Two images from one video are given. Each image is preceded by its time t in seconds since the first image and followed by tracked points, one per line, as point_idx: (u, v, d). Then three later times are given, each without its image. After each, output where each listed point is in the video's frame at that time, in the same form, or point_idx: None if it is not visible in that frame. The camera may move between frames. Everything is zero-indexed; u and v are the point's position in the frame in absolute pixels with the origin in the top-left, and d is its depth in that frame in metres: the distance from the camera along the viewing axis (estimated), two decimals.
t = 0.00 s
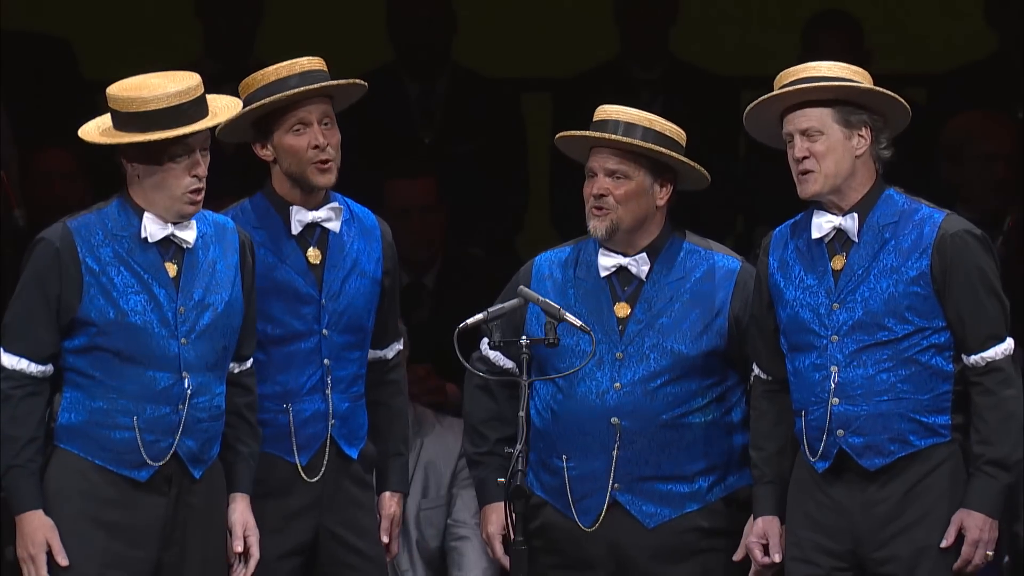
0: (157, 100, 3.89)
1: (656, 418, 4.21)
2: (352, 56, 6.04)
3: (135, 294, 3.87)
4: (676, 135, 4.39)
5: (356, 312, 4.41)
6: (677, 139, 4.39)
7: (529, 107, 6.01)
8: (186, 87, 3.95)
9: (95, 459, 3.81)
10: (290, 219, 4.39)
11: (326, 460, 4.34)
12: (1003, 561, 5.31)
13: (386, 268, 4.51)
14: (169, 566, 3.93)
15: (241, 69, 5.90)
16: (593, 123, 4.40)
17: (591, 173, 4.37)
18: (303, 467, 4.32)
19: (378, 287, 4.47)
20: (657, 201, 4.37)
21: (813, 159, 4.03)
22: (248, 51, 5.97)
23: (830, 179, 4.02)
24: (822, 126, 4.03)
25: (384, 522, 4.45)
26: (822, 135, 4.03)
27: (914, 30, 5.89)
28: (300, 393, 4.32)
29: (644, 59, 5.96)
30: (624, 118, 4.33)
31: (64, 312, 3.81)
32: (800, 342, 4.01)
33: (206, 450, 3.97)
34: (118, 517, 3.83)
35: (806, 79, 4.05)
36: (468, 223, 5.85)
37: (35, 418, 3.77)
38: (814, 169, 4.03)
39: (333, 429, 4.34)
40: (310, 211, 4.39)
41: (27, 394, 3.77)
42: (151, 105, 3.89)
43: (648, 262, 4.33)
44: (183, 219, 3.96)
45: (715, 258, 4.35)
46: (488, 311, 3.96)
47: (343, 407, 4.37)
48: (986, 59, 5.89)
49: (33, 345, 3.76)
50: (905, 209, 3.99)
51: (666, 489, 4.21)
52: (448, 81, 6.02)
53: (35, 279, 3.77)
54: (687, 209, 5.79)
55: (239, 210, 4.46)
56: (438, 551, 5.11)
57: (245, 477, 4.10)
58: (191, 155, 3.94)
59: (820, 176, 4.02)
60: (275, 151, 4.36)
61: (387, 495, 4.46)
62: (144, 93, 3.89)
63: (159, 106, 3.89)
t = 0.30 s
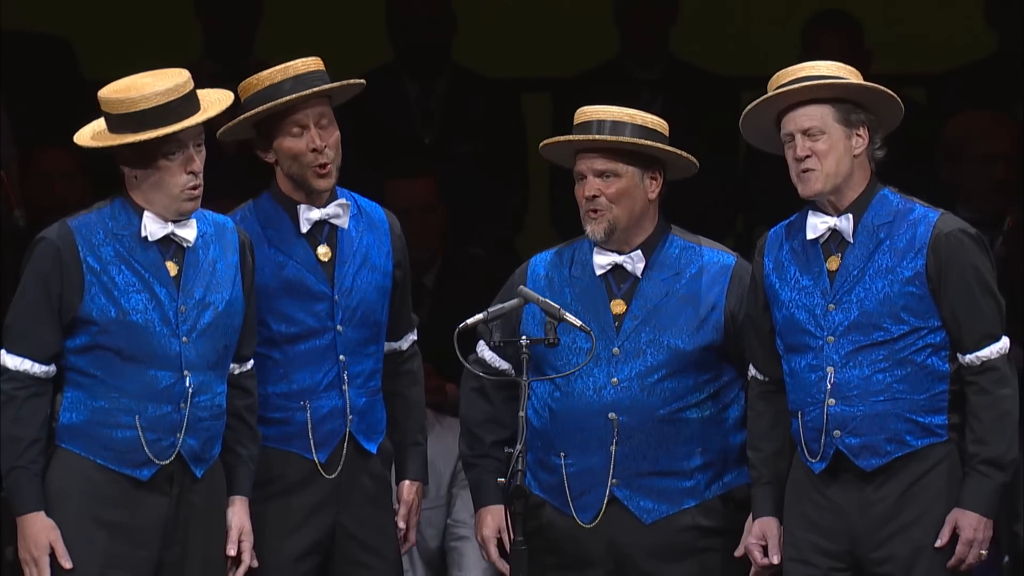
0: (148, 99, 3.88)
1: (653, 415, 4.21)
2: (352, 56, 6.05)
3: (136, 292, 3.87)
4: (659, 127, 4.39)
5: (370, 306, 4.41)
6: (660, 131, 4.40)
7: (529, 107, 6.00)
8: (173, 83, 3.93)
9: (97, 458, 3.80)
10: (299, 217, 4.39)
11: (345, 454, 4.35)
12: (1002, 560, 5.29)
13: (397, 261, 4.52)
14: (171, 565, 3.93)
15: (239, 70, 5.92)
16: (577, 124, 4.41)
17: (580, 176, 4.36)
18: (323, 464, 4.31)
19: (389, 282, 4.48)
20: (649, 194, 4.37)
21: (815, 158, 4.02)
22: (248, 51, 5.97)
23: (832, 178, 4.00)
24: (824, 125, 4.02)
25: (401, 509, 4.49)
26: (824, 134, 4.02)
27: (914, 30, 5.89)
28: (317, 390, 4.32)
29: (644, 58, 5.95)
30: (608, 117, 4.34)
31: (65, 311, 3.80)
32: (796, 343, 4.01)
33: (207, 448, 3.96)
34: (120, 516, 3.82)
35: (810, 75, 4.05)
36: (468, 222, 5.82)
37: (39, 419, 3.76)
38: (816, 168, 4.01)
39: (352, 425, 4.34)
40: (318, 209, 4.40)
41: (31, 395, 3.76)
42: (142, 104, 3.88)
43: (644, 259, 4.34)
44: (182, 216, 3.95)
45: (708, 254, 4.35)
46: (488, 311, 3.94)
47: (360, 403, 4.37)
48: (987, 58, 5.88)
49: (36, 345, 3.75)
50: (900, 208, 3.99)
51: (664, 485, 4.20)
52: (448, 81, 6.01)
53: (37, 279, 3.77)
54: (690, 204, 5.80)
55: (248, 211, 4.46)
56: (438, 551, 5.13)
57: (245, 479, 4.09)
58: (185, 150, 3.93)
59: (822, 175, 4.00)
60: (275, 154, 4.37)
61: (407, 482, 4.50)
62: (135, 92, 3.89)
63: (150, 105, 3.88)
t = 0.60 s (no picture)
0: (134, 97, 3.89)
1: (650, 413, 4.21)
2: (352, 56, 6.05)
3: (136, 292, 3.87)
4: (643, 123, 4.39)
5: (379, 305, 4.43)
6: (645, 127, 4.40)
7: (529, 107, 6.01)
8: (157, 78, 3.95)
9: (97, 458, 3.80)
10: (308, 216, 4.41)
11: (355, 454, 4.35)
12: (1002, 560, 5.28)
13: (405, 261, 4.55)
14: (171, 565, 3.92)
15: (241, 70, 5.91)
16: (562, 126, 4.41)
17: (570, 178, 4.37)
18: (332, 463, 4.32)
19: (397, 282, 4.50)
20: (639, 190, 4.37)
21: (825, 155, 4.01)
22: (248, 51, 5.97)
23: (842, 175, 4.00)
24: (834, 123, 4.02)
25: (407, 511, 4.50)
26: (833, 131, 4.02)
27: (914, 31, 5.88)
28: (326, 389, 4.33)
29: (644, 59, 5.95)
30: (592, 117, 4.34)
31: (65, 311, 3.80)
32: (793, 342, 4.01)
33: (208, 447, 3.96)
34: (121, 516, 3.81)
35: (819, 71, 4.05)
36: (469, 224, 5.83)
37: (40, 420, 3.76)
38: (827, 165, 4.00)
39: (361, 424, 4.35)
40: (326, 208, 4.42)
41: (31, 396, 3.75)
42: (127, 102, 3.89)
43: (637, 258, 4.34)
44: (178, 212, 3.97)
45: (701, 251, 4.37)
46: (488, 311, 3.93)
47: (369, 402, 4.38)
48: (987, 59, 5.88)
49: (36, 346, 3.75)
50: (898, 208, 3.99)
51: (660, 483, 4.20)
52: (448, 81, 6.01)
53: (37, 279, 3.77)
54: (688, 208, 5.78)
55: (257, 212, 4.48)
56: (438, 551, 5.13)
57: (246, 478, 4.09)
58: (174, 144, 3.94)
59: (833, 173, 4.00)
60: (281, 156, 4.40)
61: (414, 483, 4.50)
62: (119, 91, 3.89)
63: (135, 102, 3.89)
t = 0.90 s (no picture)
0: (131, 99, 3.89)
1: (646, 412, 4.22)
2: (353, 56, 6.04)
3: (135, 292, 3.87)
4: (631, 124, 4.39)
5: (382, 305, 4.43)
6: (634, 128, 4.40)
7: (529, 107, 5.99)
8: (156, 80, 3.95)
9: (95, 458, 3.80)
10: (313, 216, 4.41)
11: (356, 453, 4.35)
12: (1002, 560, 5.28)
13: (410, 262, 4.55)
14: (170, 565, 3.92)
15: (243, 69, 5.92)
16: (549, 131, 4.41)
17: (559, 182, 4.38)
18: (334, 462, 4.32)
19: (401, 282, 4.50)
20: (628, 191, 4.37)
21: (832, 154, 4.00)
22: (247, 50, 5.97)
23: (849, 175, 4.00)
24: (840, 122, 4.02)
25: (409, 514, 4.51)
26: (839, 130, 4.02)
27: (914, 30, 5.88)
28: (329, 389, 4.33)
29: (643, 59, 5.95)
30: (579, 120, 4.34)
31: (64, 311, 3.80)
32: (792, 342, 4.01)
33: (206, 448, 3.96)
34: (119, 516, 3.81)
35: (823, 69, 4.07)
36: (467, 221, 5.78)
37: (39, 420, 3.76)
38: (836, 164, 3.99)
39: (364, 424, 4.35)
40: (332, 207, 4.43)
41: (31, 396, 3.76)
42: (125, 104, 3.89)
43: (630, 258, 4.35)
44: (177, 214, 3.97)
45: (697, 249, 4.37)
46: (488, 311, 3.93)
47: (373, 402, 4.38)
48: (987, 58, 5.86)
49: (36, 346, 3.75)
50: (898, 208, 3.99)
51: (657, 482, 4.20)
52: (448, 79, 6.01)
53: (35, 279, 3.77)
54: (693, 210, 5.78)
55: (261, 212, 4.48)
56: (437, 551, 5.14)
57: (245, 479, 4.10)
58: (173, 146, 3.94)
59: (841, 171, 3.99)
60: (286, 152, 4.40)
61: (416, 485, 4.52)
62: (117, 93, 3.90)
63: (133, 104, 3.90)
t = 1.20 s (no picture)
0: (140, 108, 3.87)
1: (644, 411, 4.21)
2: (352, 56, 6.05)
3: (136, 294, 3.87)
4: (624, 124, 4.39)
5: (384, 305, 4.43)
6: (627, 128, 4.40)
7: (528, 107, 6.00)
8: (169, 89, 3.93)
9: (96, 459, 3.79)
10: (315, 215, 4.41)
11: (360, 453, 4.35)
12: (1002, 560, 5.27)
13: (414, 262, 4.55)
14: (170, 566, 3.92)
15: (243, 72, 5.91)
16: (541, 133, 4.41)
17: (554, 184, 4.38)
18: (336, 461, 4.32)
19: (404, 282, 4.50)
20: (623, 191, 4.37)
21: (821, 155, 4.01)
22: (247, 50, 5.97)
23: (838, 177, 4.01)
24: (832, 123, 4.02)
25: (412, 514, 4.51)
26: (831, 131, 4.02)
27: (913, 31, 5.88)
28: (331, 388, 4.33)
29: (643, 59, 5.95)
30: (571, 121, 4.34)
31: (64, 312, 3.79)
32: (792, 342, 4.01)
33: (205, 450, 3.96)
34: (119, 517, 3.81)
35: (821, 71, 4.05)
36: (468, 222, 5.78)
37: (39, 420, 3.75)
38: (824, 165, 4.01)
39: (365, 424, 4.35)
40: (333, 207, 4.42)
41: (31, 396, 3.74)
42: (136, 112, 3.88)
43: (627, 258, 4.35)
44: (179, 221, 3.96)
45: (695, 249, 4.37)
46: (488, 311, 3.93)
47: (375, 401, 4.38)
48: (987, 58, 5.86)
49: (36, 347, 3.74)
50: (898, 209, 3.99)
51: (655, 481, 4.20)
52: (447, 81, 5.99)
53: (36, 279, 3.76)
54: (686, 214, 5.76)
55: (263, 212, 4.48)
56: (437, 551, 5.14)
57: (244, 481, 4.11)
58: (180, 157, 3.92)
59: (828, 173, 4.00)
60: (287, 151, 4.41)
61: (419, 486, 4.52)
62: (129, 100, 3.88)
63: (144, 113, 3.88)
